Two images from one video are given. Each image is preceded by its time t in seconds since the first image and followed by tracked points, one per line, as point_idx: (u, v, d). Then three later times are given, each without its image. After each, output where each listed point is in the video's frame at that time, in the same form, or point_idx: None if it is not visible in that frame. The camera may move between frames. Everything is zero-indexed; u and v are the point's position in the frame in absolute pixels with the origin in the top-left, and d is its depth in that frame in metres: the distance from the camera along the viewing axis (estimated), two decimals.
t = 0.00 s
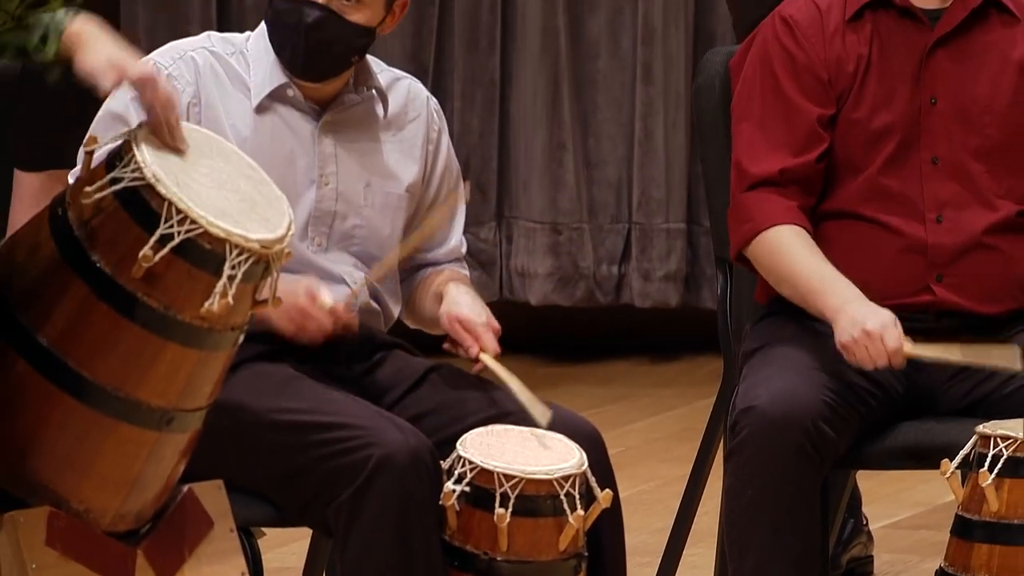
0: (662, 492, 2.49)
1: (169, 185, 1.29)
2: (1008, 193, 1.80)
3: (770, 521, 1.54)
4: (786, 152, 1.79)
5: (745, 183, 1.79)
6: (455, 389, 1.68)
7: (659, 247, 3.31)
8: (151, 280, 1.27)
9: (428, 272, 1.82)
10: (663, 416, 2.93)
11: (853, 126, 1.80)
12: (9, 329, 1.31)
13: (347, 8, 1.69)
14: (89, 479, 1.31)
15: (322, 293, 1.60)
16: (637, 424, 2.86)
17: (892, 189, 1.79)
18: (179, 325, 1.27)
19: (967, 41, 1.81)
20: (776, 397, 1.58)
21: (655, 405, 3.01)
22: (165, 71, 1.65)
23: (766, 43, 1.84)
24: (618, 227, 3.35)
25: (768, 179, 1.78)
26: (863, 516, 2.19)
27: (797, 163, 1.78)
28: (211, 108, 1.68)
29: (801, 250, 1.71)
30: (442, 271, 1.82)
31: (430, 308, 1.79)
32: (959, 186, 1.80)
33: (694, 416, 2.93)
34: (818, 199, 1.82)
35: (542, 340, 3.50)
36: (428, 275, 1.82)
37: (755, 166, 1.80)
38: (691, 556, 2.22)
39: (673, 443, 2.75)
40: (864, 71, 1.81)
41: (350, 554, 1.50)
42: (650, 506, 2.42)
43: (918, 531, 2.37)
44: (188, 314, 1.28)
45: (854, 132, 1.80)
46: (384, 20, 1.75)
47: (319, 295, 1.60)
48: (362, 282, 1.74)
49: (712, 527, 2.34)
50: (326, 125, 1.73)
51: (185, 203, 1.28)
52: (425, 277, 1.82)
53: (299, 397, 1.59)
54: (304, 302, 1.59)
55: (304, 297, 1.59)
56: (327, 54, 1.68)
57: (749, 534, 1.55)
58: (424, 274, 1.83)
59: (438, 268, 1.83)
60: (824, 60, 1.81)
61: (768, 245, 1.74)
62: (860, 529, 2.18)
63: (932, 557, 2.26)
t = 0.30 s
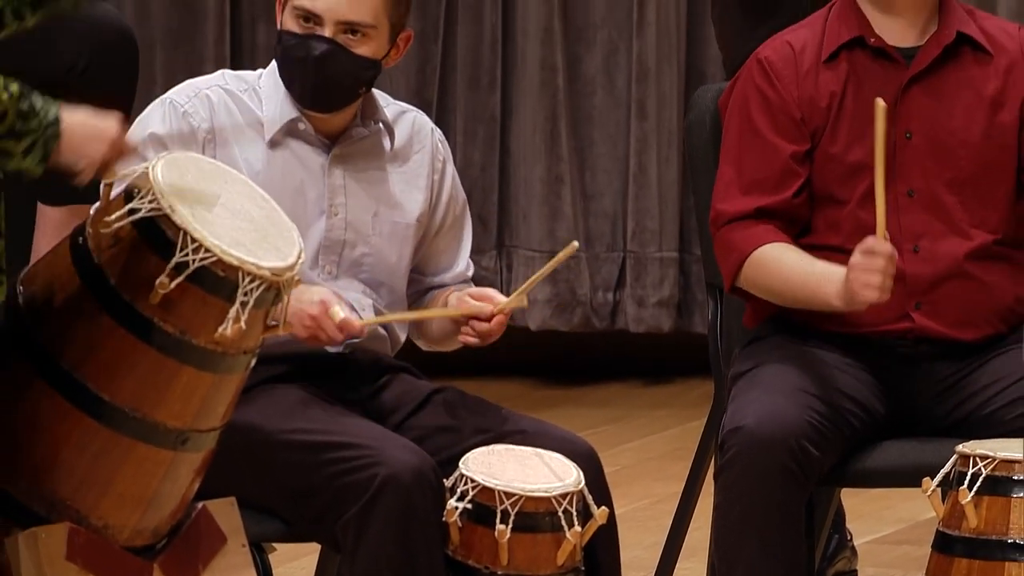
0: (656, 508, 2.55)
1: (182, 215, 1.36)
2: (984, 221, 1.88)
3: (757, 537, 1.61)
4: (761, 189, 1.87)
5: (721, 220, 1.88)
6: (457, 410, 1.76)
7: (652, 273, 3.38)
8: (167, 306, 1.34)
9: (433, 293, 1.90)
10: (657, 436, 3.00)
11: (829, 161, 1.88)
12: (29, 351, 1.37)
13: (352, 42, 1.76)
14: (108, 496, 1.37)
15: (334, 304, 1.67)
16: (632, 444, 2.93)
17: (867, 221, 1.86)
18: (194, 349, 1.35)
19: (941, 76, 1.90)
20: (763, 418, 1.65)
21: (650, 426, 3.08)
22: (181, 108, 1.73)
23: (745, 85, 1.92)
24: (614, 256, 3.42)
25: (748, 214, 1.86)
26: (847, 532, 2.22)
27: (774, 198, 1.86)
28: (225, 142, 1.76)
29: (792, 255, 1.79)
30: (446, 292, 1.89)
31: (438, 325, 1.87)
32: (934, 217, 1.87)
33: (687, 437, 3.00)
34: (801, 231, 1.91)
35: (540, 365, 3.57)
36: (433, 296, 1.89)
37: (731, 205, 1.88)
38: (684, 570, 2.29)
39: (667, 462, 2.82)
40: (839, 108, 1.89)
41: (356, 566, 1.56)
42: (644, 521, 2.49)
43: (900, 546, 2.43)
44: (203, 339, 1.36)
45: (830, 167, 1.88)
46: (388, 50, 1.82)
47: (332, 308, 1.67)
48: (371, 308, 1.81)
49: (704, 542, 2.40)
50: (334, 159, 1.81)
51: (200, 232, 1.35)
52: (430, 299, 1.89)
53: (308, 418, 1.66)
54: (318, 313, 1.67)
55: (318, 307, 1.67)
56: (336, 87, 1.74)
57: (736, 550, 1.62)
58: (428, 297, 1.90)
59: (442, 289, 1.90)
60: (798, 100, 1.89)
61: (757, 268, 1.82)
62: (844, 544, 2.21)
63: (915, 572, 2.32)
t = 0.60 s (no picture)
0: (648, 524, 2.62)
1: (197, 245, 1.44)
2: (963, 253, 1.96)
3: (744, 554, 1.69)
4: (760, 216, 1.94)
5: (722, 248, 1.96)
6: (460, 431, 1.83)
7: (646, 300, 3.46)
8: (182, 331, 1.42)
9: (434, 321, 1.97)
10: (651, 455, 3.08)
11: (821, 192, 1.96)
12: (52, 375, 1.46)
13: (362, 86, 1.83)
14: (124, 514, 1.45)
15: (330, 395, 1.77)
16: (626, 463, 3.01)
17: (855, 249, 1.95)
18: (208, 372, 1.42)
19: (926, 113, 1.97)
20: (753, 439, 1.72)
21: (644, 445, 3.16)
22: (196, 143, 1.82)
23: (743, 114, 2.00)
24: (609, 283, 3.50)
25: (744, 244, 1.94)
26: (830, 547, 2.29)
27: (770, 229, 1.93)
28: (237, 176, 1.84)
29: (783, 293, 1.87)
30: (447, 322, 1.97)
31: (438, 353, 1.95)
32: (914, 248, 1.95)
33: (679, 456, 3.08)
34: (795, 256, 1.98)
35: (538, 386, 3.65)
36: (433, 323, 1.97)
37: (730, 233, 1.96)
38: None
39: (659, 481, 2.89)
40: (829, 142, 1.96)
41: None
42: (638, 536, 2.56)
43: (882, 561, 2.50)
44: (215, 363, 1.43)
45: (820, 198, 1.96)
46: (395, 95, 1.90)
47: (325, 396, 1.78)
48: (376, 333, 1.89)
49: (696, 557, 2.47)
50: (342, 192, 1.89)
51: (213, 261, 1.43)
52: (431, 326, 1.97)
53: (318, 436, 1.73)
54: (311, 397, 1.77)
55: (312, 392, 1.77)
56: (345, 128, 1.82)
57: (724, 564, 1.70)
58: (430, 324, 1.98)
59: (442, 318, 1.98)
60: (792, 131, 1.97)
61: (751, 297, 1.89)
62: (829, 559, 2.28)
63: None
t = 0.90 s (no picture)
0: (642, 534, 2.70)
1: (210, 268, 1.51)
2: (945, 273, 2.04)
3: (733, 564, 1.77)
4: (750, 240, 2.03)
5: (718, 269, 2.03)
6: (462, 445, 1.91)
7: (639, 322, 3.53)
8: (198, 351, 1.49)
9: (437, 342, 2.06)
10: (644, 470, 3.16)
11: (807, 218, 2.05)
12: (72, 393, 1.54)
13: (363, 110, 1.92)
14: (142, 524, 1.52)
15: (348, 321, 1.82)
16: (620, 477, 3.08)
17: (838, 274, 2.04)
18: (222, 390, 1.50)
19: (905, 141, 2.07)
20: (741, 453, 1.81)
21: (638, 460, 3.24)
22: (209, 171, 1.91)
23: (731, 145, 2.08)
24: (605, 304, 3.58)
25: (738, 265, 2.01)
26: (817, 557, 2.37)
27: (759, 253, 2.01)
28: (248, 202, 1.93)
29: (772, 325, 1.95)
30: (449, 342, 2.05)
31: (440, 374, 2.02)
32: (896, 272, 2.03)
33: (671, 470, 3.15)
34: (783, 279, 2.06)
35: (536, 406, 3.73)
36: (436, 345, 2.06)
37: (730, 254, 2.02)
38: None
39: (651, 494, 2.96)
40: (815, 170, 2.05)
41: None
42: (632, 546, 2.63)
43: (865, 570, 2.57)
44: (228, 381, 1.50)
45: (806, 223, 2.05)
46: (396, 119, 1.99)
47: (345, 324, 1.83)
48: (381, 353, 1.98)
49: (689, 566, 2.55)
50: (348, 217, 1.98)
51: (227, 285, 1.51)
52: (434, 346, 2.06)
53: (325, 452, 1.82)
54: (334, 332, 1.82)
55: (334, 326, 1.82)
56: (349, 153, 1.90)
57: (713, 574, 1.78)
58: (433, 344, 2.06)
59: (445, 338, 2.06)
60: (778, 160, 2.06)
61: (742, 323, 1.97)
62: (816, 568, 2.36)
63: None
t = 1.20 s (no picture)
0: (636, 542, 2.79)
1: (223, 290, 1.60)
2: (921, 296, 2.14)
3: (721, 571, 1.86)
4: (732, 267, 2.12)
5: (699, 294, 2.13)
6: (463, 457, 2.00)
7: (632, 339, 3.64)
8: (211, 367, 1.57)
9: (439, 358, 2.14)
10: (635, 481, 3.24)
11: (790, 243, 2.14)
12: (91, 407, 1.61)
13: (375, 141, 2.02)
14: (158, 531, 1.60)
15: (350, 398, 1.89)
16: (613, 487, 3.17)
17: (821, 294, 2.13)
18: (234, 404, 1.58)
19: (887, 170, 2.16)
20: (729, 465, 1.89)
21: (631, 471, 3.32)
22: (224, 197, 2.00)
23: (718, 174, 2.18)
24: (600, 323, 3.67)
25: (720, 290, 2.11)
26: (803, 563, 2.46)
27: (741, 277, 2.11)
28: (261, 228, 2.02)
29: (756, 330, 2.05)
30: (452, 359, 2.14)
31: (445, 388, 2.11)
32: (878, 291, 2.12)
33: (662, 481, 3.24)
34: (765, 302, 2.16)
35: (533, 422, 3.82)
36: (439, 361, 2.14)
37: (707, 281, 2.13)
38: None
39: (642, 503, 3.05)
40: (798, 198, 2.15)
41: None
42: (626, 553, 2.72)
43: None
44: (241, 396, 1.58)
45: (790, 248, 2.14)
46: (407, 149, 2.08)
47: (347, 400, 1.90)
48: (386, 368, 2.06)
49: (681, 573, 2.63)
50: (356, 243, 2.07)
51: (239, 305, 1.59)
52: (437, 362, 2.14)
53: (333, 463, 1.89)
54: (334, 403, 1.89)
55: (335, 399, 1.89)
56: (360, 180, 1.99)
57: None
58: (435, 361, 2.15)
59: (448, 354, 2.15)
60: (762, 188, 2.15)
61: (727, 337, 2.07)
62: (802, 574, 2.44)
63: None
